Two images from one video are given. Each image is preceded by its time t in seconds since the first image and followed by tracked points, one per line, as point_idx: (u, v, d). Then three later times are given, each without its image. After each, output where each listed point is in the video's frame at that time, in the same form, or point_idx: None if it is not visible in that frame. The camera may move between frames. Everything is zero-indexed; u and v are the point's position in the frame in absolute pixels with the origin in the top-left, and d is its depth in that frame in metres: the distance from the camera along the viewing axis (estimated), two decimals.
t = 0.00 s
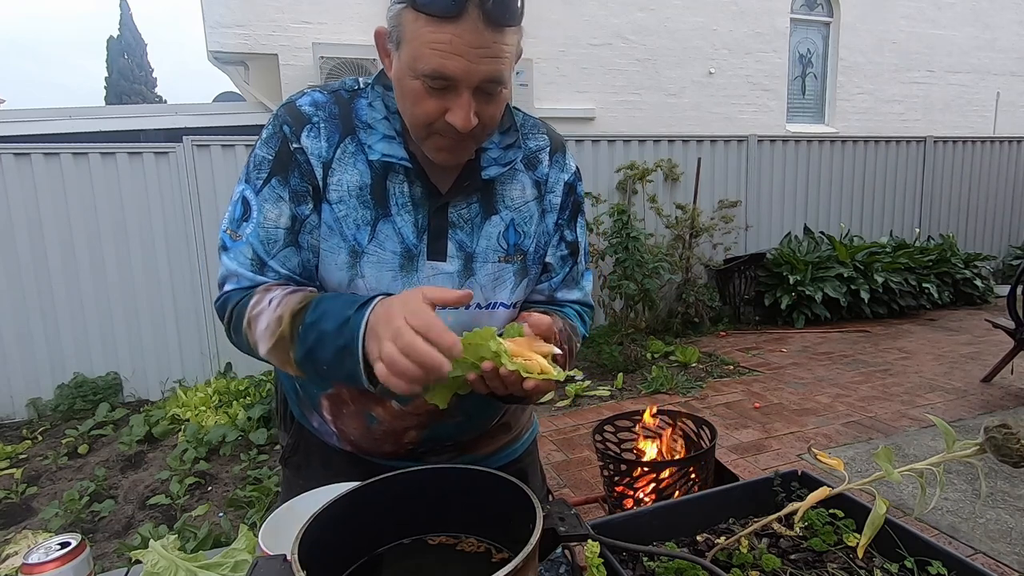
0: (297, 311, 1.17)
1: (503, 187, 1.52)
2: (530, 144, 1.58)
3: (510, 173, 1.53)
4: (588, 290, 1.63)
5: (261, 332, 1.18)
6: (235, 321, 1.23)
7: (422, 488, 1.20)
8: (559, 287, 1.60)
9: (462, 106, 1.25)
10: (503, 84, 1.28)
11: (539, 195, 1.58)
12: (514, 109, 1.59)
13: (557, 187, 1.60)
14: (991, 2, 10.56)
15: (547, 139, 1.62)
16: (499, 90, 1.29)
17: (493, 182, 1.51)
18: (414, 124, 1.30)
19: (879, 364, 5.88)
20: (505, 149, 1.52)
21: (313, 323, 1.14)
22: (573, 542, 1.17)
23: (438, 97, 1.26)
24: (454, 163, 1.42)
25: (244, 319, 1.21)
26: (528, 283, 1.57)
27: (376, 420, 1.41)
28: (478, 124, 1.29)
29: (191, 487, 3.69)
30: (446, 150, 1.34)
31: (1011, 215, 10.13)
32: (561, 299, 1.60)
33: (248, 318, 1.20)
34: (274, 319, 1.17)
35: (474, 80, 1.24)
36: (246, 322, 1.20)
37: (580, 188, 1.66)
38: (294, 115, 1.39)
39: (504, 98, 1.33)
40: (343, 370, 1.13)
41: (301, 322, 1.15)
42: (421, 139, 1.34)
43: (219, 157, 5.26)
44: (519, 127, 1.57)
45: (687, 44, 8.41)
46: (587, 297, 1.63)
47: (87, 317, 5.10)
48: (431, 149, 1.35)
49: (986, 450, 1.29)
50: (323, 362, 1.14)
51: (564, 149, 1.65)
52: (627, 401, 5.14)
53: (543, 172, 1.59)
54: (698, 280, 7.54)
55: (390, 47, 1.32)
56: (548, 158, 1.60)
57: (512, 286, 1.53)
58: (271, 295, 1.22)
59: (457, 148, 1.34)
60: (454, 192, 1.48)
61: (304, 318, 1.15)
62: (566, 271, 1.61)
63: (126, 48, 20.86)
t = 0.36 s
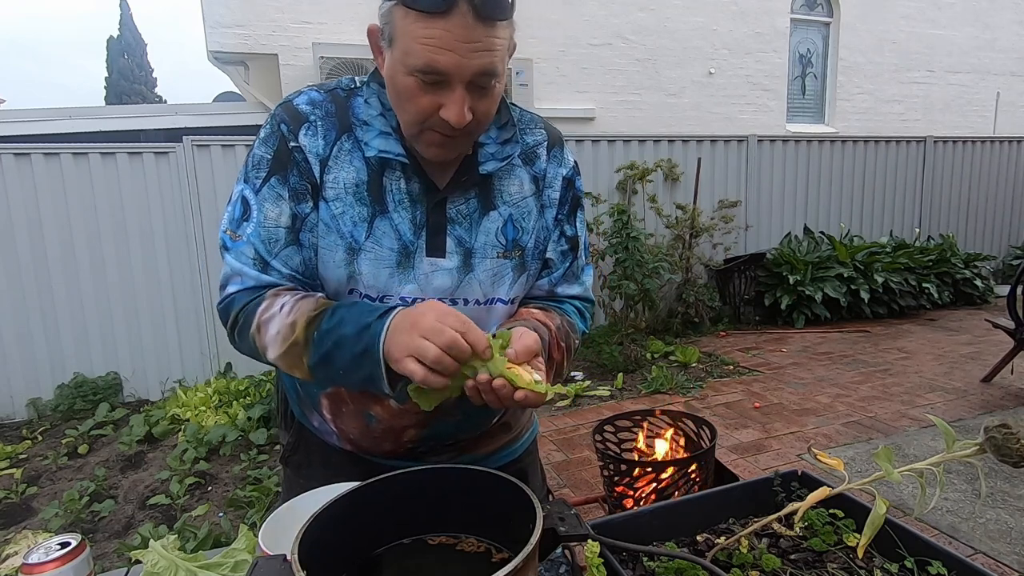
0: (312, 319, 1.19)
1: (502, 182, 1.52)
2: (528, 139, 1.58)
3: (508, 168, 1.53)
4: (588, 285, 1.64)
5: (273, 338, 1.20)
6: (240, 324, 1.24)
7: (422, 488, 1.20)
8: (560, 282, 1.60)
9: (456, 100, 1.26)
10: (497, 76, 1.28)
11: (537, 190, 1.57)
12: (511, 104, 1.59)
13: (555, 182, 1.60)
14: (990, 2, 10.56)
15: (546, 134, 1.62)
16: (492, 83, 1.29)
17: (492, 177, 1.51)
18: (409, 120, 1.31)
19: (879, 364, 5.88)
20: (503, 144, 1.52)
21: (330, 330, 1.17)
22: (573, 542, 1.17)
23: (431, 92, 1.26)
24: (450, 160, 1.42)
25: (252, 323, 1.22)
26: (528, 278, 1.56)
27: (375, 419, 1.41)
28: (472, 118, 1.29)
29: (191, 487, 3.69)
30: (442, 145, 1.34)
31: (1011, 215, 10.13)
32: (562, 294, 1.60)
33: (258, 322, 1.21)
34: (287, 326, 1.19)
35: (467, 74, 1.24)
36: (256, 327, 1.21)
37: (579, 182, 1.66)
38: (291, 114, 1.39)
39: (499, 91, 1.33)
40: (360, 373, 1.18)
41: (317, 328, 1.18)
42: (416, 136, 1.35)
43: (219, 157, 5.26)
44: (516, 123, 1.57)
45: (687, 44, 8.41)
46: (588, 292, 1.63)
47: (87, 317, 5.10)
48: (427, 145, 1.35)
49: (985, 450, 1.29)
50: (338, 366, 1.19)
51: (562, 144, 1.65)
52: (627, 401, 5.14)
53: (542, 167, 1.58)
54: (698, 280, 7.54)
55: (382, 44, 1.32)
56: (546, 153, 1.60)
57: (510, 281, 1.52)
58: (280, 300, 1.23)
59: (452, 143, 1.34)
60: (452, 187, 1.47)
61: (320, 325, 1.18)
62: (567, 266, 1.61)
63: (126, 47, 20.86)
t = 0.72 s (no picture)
0: (308, 324, 1.22)
1: (501, 179, 1.52)
2: (527, 135, 1.58)
3: (507, 165, 1.53)
4: (590, 281, 1.65)
5: (263, 337, 1.21)
6: (227, 322, 1.25)
7: (422, 486, 1.20)
8: (563, 278, 1.61)
9: (432, 88, 1.26)
10: (478, 66, 1.26)
11: (536, 186, 1.57)
12: (510, 100, 1.59)
13: (555, 179, 1.60)
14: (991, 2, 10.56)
15: (545, 129, 1.62)
16: (474, 74, 1.27)
17: (490, 173, 1.51)
18: (392, 107, 1.32)
19: (879, 364, 5.88)
20: (501, 140, 1.52)
21: (326, 336, 1.21)
22: (574, 542, 1.17)
23: (410, 79, 1.27)
24: (440, 152, 1.42)
25: (241, 322, 1.23)
26: (528, 275, 1.56)
27: (375, 419, 1.41)
28: (451, 108, 1.29)
29: (191, 487, 3.69)
30: (425, 134, 1.35)
31: (1011, 215, 10.13)
32: (564, 290, 1.60)
33: (248, 321, 1.22)
34: (280, 326, 1.21)
35: (445, 62, 1.23)
36: (245, 326, 1.22)
37: (578, 178, 1.66)
38: (287, 113, 1.39)
39: (484, 83, 1.31)
40: (353, 381, 1.22)
41: (312, 333, 1.22)
42: (402, 124, 1.36)
43: (219, 157, 5.25)
44: (515, 119, 1.57)
45: (687, 44, 8.41)
46: (590, 287, 1.64)
47: (86, 317, 5.10)
48: (411, 134, 1.36)
49: (985, 450, 1.29)
50: (331, 372, 1.22)
51: (562, 140, 1.65)
52: (627, 401, 5.14)
53: (541, 163, 1.58)
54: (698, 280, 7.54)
55: (373, 29, 1.34)
56: (545, 149, 1.60)
57: (510, 278, 1.52)
58: (272, 301, 1.24)
59: (434, 133, 1.34)
60: (450, 184, 1.47)
61: (315, 331, 1.22)
62: (568, 263, 1.62)
63: (126, 47, 20.87)
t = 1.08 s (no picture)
0: (298, 338, 1.23)
1: (498, 181, 1.52)
2: (525, 136, 1.58)
3: (504, 166, 1.53)
4: (592, 281, 1.65)
5: (258, 352, 1.23)
6: (227, 331, 1.28)
7: (420, 486, 1.20)
8: (564, 279, 1.61)
9: (412, 81, 1.25)
10: (460, 61, 1.26)
11: (535, 187, 1.56)
12: (508, 103, 1.60)
13: (555, 180, 1.59)
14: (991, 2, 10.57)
15: (543, 130, 1.62)
16: (456, 68, 1.27)
17: (487, 174, 1.51)
18: (377, 104, 1.33)
19: (879, 364, 5.88)
20: (497, 141, 1.53)
21: (316, 352, 1.22)
22: (573, 542, 1.17)
23: (392, 73, 1.27)
24: (427, 153, 1.41)
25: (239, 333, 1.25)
26: (528, 276, 1.56)
27: (374, 421, 1.41)
28: (432, 103, 1.28)
29: (191, 486, 3.69)
30: (410, 132, 1.34)
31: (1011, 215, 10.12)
32: (565, 291, 1.61)
33: (245, 334, 1.24)
34: (273, 343, 1.22)
35: (424, 56, 1.24)
36: (243, 338, 1.25)
37: (579, 179, 1.65)
38: (282, 118, 1.39)
39: (468, 80, 1.31)
40: (344, 397, 1.22)
41: (303, 348, 1.22)
42: (388, 123, 1.36)
43: (219, 157, 5.25)
44: (512, 121, 1.57)
45: (687, 44, 8.41)
46: (591, 287, 1.64)
47: (86, 317, 5.10)
48: (397, 133, 1.36)
49: (986, 449, 1.29)
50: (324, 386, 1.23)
51: (561, 141, 1.64)
52: (627, 401, 5.13)
53: (540, 165, 1.58)
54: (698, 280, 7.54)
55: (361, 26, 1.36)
56: (544, 150, 1.59)
57: (508, 280, 1.51)
58: (267, 314, 1.25)
59: (418, 131, 1.34)
60: (446, 185, 1.47)
61: (306, 346, 1.22)
62: (570, 264, 1.62)
63: (126, 47, 20.88)
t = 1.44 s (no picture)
0: (295, 335, 1.23)
1: (496, 181, 1.52)
2: (523, 137, 1.57)
3: (502, 167, 1.53)
4: (590, 281, 1.65)
5: (256, 350, 1.23)
6: (226, 331, 1.28)
7: (420, 485, 1.20)
8: (562, 280, 1.61)
9: (429, 82, 1.25)
10: (472, 56, 1.27)
11: (533, 188, 1.57)
12: (506, 102, 1.60)
13: (553, 180, 1.60)
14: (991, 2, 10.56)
15: (541, 131, 1.62)
16: (468, 64, 1.27)
17: (485, 175, 1.51)
18: (389, 111, 1.31)
19: (879, 364, 5.88)
20: (495, 141, 1.53)
21: (313, 348, 1.22)
22: (573, 542, 1.17)
23: (406, 77, 1.27)
24: (439, 154, 1.41)
25: (236, 333, 1.25)
26: (526, 276, 1.56)
27: (372, 421, 1.43)
28: (449, 102, 1.28)
29: (191, 487, 3.69)
30: (424, 135, 1.34)
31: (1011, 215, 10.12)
32: (563, 292, 1.61)
33: (243, 333, 1.24)
34: (270, 340, 1.23)
35: (437, 53, 1.24)
36: (241, 337, 1.25)
37: (577, 180, 1.65)
38: (279, 120, 1.38)
39: (478, 74, 1.31)
40: (340, 395, 1.23)
41: (300, 346, 1.23)
42: (399, 129, 1.35)
43: (219, 157, 5.26)
44: (511, 122, 1.57)
45: (687, 44, 8.41)
46: (589, 287, 1.64)
47: (86, 317, 5.10)
48: (411, 137, 1.35)
49: (985, 450, 1.29)
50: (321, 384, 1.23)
51: (559, 141, 1.64)
52: (627, 401, 5.13)
53: (538, 165, 1.58)
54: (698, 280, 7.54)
55: (361, 35, 1.34)
56: (542, 150, 1.59)
57: (506, 281, 1.52)
58: (264, 312, 1.25)
59: (433, 132, 1.33)
60: (444, 186, 1.47)
61: (303, 343, 1.23)
62: (568, 265, 1.62)
63: (126, 47, 20.89)
